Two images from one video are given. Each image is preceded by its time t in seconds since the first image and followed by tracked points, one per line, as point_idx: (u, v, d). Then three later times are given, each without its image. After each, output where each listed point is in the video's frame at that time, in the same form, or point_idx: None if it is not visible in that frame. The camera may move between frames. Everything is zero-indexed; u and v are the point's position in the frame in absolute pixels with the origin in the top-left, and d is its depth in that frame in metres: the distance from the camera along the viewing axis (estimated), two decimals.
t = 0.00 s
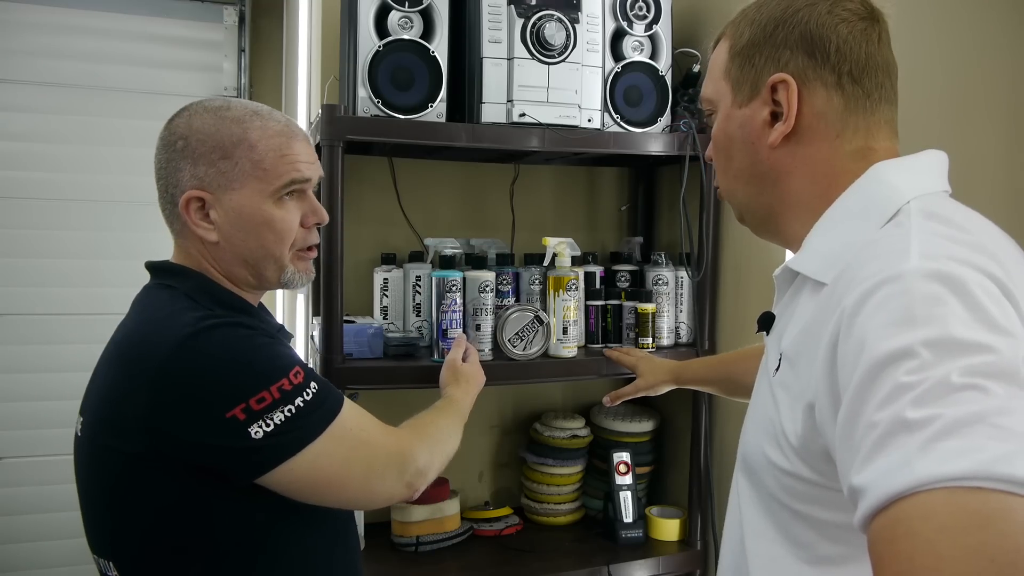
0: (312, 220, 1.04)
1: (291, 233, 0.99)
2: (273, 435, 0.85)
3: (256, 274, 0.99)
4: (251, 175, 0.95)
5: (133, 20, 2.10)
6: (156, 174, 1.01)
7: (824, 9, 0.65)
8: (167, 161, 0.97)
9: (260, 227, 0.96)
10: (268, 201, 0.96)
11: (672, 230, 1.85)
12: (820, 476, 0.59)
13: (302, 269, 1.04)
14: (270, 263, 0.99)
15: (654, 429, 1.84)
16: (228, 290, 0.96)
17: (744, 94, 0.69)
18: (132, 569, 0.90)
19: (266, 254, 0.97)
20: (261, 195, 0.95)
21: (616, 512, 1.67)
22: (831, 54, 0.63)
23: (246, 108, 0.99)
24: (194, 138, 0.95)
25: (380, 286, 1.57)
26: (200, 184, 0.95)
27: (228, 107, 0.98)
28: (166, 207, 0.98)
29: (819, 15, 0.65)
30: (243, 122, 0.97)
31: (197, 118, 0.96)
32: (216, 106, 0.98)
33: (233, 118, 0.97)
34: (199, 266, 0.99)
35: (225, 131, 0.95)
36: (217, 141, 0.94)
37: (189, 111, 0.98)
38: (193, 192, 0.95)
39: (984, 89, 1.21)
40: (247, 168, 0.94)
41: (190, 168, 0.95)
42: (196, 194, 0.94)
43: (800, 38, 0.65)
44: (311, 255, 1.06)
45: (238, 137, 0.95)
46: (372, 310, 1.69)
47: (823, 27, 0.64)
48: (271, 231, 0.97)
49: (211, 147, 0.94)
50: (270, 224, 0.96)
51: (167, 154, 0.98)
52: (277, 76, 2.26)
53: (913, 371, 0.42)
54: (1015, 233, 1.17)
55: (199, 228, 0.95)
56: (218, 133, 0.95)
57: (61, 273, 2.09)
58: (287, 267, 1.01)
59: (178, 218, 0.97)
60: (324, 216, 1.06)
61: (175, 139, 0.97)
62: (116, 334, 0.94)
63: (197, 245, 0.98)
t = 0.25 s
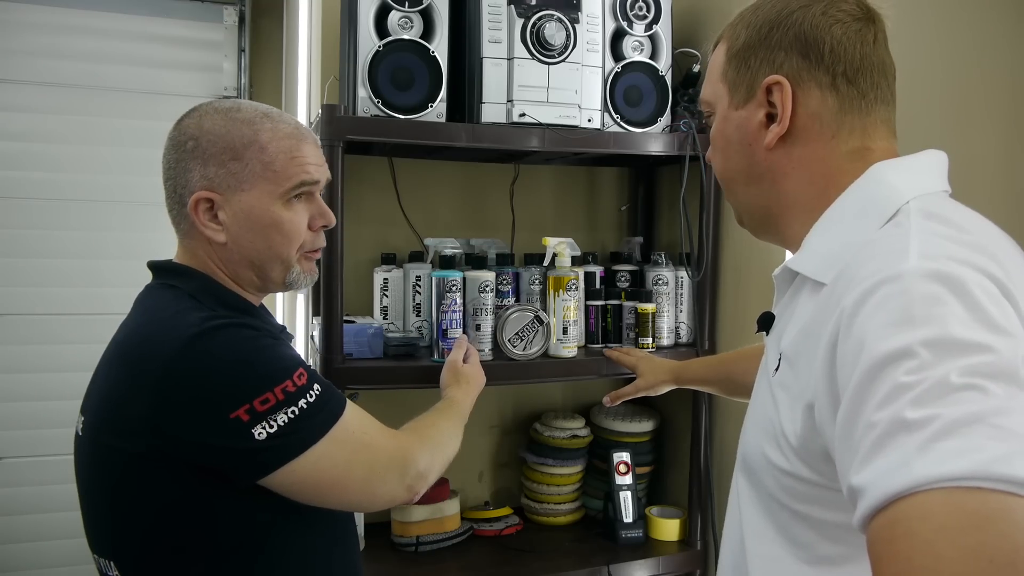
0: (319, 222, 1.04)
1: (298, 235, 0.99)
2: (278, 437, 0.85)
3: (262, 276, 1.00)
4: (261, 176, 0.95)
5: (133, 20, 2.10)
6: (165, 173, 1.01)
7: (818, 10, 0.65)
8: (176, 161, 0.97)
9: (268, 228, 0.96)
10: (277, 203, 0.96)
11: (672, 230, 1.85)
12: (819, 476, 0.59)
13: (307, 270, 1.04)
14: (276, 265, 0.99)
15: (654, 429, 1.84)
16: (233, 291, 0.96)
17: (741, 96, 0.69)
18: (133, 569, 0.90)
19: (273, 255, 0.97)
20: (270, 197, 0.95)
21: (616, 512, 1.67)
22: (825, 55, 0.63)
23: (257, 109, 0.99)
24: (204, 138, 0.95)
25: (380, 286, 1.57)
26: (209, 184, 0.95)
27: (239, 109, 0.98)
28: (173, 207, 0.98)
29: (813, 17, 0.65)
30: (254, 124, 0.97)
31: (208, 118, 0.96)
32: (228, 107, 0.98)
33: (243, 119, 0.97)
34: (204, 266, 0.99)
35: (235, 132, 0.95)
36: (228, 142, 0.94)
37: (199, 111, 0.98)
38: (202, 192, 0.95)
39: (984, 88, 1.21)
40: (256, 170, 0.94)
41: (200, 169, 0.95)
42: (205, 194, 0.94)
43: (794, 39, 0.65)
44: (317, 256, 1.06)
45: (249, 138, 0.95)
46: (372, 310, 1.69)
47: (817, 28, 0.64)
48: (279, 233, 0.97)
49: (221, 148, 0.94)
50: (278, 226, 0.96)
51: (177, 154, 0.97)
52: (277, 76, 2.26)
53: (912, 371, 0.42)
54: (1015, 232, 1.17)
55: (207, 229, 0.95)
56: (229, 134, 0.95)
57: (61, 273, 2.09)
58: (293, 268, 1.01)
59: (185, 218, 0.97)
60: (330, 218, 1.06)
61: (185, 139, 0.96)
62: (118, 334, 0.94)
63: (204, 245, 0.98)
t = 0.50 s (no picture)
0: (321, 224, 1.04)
1: (300, 236, 0.99)
2: (276, 437, 0.85)
3: (263, 276, 1.00)
4: (264, 178, 0.95)
5: (133, 20, 2.11)
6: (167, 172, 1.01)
7: (818, 9, 0.65)
8: (179, 160, 0.97)
9: (270, 229, 0.96)
10: (279, 204, 0.96)
11: (672, 230, 1.85)
12: (816, 476, 0.59)
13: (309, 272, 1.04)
14: (277, 266, 0.99)
15: (654, 429, 1.83)
16: (232, 291, 0.96)
17: (741, 95, 0.69)
18: (132, 569, 0.90)
19: (275, 256, 0.97)
20: (273, 198, 0.96)
21: (616, 512, 1.67)
22: (825, 54, 0.63)
23: (261, 111, 0.99)
24: (208, 139, 0.95)
25: (380, 286, 1.57)
26: (212, 185, 0.95)
27: (243, 110, 0.98)
28: (175, 206, 0.98)
29: (814, 16, 0.65)
30: (258, 125, 0.97)
31: (212, 118, 0.97)
32: (232, 108, 0.98)
33: (247, 120, 0.97)
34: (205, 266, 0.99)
35: (239, 133, 0.95)
36: (232, 143, 0.94)
37: (203, 112, 0.98)
38: (205, 192, 0.95)
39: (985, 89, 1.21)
40: (260, 171, 0.94)
41: (203, 169, 0.95)
42: (208, 195, 0.94)
43: (795, 38, 0.65)
44: (318, 258, 1.06)
45: (252, 140, 0.95)
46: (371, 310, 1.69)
47: (818, 28, 0.64)
48: (281, 234, 0.97)
49: (224, 149, 0.94)
50: (280, 227, 0.96)
51: (179, 154, 0.97)
52: (277, 76, 2.26)
53: (908, 371, 0.42)
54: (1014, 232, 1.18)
55: (209, 228, 0.95)
56: (233, 135, 0.95)
57: (61, 273, 2.09)
58: (294, 270, 1.01)
59: (187, 218, 0.97)
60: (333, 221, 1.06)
61: (189, 138, 0.97)
62: (118, 334, 0.94)
63: (204, 245, 0.98)
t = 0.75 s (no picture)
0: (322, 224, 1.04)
1: (301, 237, 0.99)
2: (275, 437, 0.85)
3: (263, 277, 1.00)
4: (266, 177, 0.95)
5: (132, 20, 2.11)
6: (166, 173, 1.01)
7: (818, 9, 0.65)
8: (179, 161, 0.97)
9: (272, 229, 0.96)
10: (281, 204, 0.96)
11: (673, 230, 1.85)
12: (815, 476, 0.59)
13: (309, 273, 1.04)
14: (278, 266, 0.99)
15: (654, 429, 1.83)
16: (230, 291, 0.96)
17: (740, 94, 0.69)
18: (131, 568, 0.90)
19: (276, 256, 0.98)
20: (275, 198, 0.96)
21: (616, 512, 1.67)
22: (824, 55, 0.63)
23: (262, 112, 0.99)
24: (209, 139, 0.95)
25: (380, 286, 1.57)
26: (214, 185, 0.95)
27: (243, 110, 0.98)
28: (174, 207, 0.98)
29: (814, 16, 0.65)
30: (258, 125, 0.97)
31: (212, 118, 0.97)
32: (233, 109, 0.98)
33: (247, 121, 0.97)
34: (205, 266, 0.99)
35: (241, 134, 0.96)
36: (234, 144, 0.95)
37: (203, 112, 0.98)
38: (207, 193, 0.94)
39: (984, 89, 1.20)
40: (261, 171, 0.95)
41: (204, 169, 0.95)
42: (210, 195, 0.94)
43: (794, 38, 0.65)
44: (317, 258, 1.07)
45: (254, 140, 0.95)
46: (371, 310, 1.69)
47: (817, 28, 0.64)
48: (283, 234, 0.97)
49: (226, 149, 0.94)
50: (281, 227, 0.96)
51: (180, 154, 0.97)
52: (277, 76, 2.26)
53: (904, 370, 0.42)
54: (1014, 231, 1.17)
55: (210, 229, 0.95)
56: (235, 136, 0.95)
57: (61, 273, 2.09)
58: (295, 270, 1.01)
59: (187, 218, 0.96)
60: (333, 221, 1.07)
61: (189, 139, 0.97)
62: (116, 334, 0.94)
63: (205, 246, 0.98)
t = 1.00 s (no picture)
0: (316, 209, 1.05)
1: (299, 223, 1.00)
2: (277, 432, 0.86)
3: (265, 269, 1.00)
4: (259, 167, 0.96)
5: (133, 20, 2.11)
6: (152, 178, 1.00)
7: (822, 7, 0.65)
8: (166, 164, 0.97)
9: (271, 218, 0.97)
10: (277, 192, 0.97)
11: (672, 230, 1.85)
12: (813, 476, 0.59)
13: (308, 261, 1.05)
14: (280, 256, 1.00)
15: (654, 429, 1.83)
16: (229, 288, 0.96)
17: (742, 92, 0.70)
18: (132, 566, 0.90)
19: (277, 245, 0.98)
20: (270, 186, 0.97)
21: (616, 512, 1.67)
22: (827, 54, 0.63)
23: (244, 106, 1.00)
24: (196, 137, 0.95)
25: (380, 286, 1.57)
26: (208, 181, 0.95)
27: (226, 106, 0.99)
28: (168, 210, 0.97)
29: (817, 14, 0.64)
30: (244, 118, 0.98)
31: (196, 117, 0.97)
32: (213, 106, 0.99)
33: (232, 115, 0.98)
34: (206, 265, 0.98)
35: (228, 128, 0.96)
36: (223, 138, 0.95)
37: (184, 113, 0.98)
38: (202, 190, 0.94)
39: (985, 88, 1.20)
40: (254, 161, 0.96)
41: (197, 167, 0.95)
42: (206, 192, 0.94)
43: (798, 37, 0.64)
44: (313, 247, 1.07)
45: (242, 132, 0.96)
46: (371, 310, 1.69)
47: (821, 27, 0.64)
48: (282, 222, 0.98)
49: (216, 144, 0.95)
50: (279, 216, 0.97)
51: (167, 157, 0.97)
52: (277, 76, 2.27)
53: (903, 370, 0.42)
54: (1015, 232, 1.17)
55: (210, 226, 0.95)
56: (223, 130, 0.95)
57: (61, 273, 2.09)
58: (296, 259, 1.02)
59: (184, 219, 0.96)
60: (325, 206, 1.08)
61: (174, 140, 0.96)
62: (116, 331, 0.94)
63: (204, 244, 0.97)
